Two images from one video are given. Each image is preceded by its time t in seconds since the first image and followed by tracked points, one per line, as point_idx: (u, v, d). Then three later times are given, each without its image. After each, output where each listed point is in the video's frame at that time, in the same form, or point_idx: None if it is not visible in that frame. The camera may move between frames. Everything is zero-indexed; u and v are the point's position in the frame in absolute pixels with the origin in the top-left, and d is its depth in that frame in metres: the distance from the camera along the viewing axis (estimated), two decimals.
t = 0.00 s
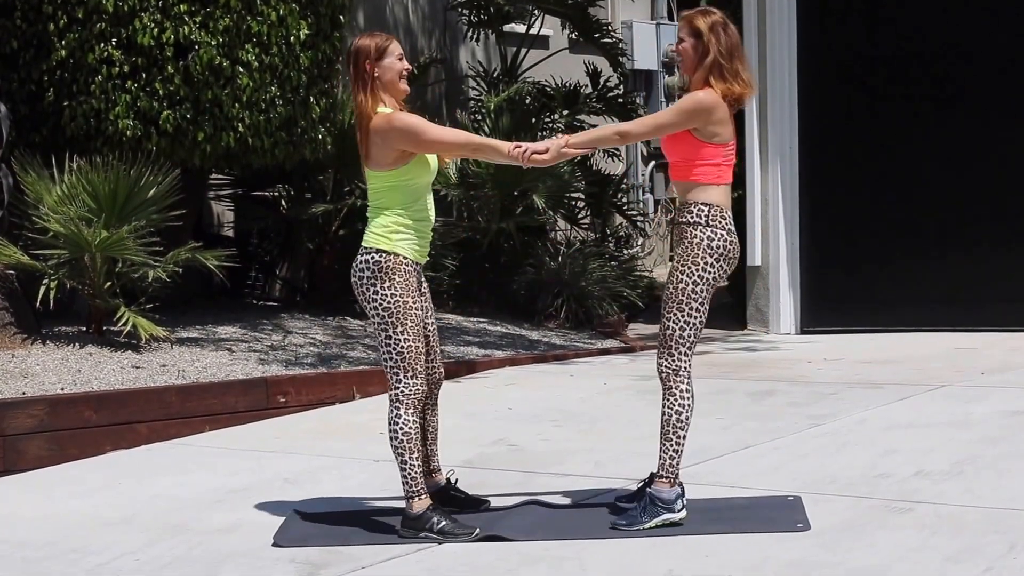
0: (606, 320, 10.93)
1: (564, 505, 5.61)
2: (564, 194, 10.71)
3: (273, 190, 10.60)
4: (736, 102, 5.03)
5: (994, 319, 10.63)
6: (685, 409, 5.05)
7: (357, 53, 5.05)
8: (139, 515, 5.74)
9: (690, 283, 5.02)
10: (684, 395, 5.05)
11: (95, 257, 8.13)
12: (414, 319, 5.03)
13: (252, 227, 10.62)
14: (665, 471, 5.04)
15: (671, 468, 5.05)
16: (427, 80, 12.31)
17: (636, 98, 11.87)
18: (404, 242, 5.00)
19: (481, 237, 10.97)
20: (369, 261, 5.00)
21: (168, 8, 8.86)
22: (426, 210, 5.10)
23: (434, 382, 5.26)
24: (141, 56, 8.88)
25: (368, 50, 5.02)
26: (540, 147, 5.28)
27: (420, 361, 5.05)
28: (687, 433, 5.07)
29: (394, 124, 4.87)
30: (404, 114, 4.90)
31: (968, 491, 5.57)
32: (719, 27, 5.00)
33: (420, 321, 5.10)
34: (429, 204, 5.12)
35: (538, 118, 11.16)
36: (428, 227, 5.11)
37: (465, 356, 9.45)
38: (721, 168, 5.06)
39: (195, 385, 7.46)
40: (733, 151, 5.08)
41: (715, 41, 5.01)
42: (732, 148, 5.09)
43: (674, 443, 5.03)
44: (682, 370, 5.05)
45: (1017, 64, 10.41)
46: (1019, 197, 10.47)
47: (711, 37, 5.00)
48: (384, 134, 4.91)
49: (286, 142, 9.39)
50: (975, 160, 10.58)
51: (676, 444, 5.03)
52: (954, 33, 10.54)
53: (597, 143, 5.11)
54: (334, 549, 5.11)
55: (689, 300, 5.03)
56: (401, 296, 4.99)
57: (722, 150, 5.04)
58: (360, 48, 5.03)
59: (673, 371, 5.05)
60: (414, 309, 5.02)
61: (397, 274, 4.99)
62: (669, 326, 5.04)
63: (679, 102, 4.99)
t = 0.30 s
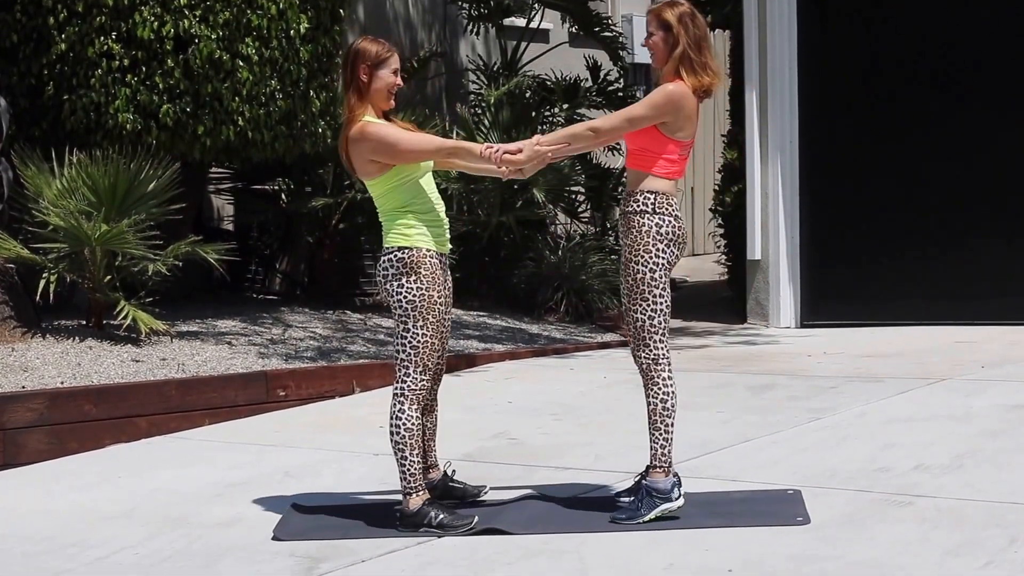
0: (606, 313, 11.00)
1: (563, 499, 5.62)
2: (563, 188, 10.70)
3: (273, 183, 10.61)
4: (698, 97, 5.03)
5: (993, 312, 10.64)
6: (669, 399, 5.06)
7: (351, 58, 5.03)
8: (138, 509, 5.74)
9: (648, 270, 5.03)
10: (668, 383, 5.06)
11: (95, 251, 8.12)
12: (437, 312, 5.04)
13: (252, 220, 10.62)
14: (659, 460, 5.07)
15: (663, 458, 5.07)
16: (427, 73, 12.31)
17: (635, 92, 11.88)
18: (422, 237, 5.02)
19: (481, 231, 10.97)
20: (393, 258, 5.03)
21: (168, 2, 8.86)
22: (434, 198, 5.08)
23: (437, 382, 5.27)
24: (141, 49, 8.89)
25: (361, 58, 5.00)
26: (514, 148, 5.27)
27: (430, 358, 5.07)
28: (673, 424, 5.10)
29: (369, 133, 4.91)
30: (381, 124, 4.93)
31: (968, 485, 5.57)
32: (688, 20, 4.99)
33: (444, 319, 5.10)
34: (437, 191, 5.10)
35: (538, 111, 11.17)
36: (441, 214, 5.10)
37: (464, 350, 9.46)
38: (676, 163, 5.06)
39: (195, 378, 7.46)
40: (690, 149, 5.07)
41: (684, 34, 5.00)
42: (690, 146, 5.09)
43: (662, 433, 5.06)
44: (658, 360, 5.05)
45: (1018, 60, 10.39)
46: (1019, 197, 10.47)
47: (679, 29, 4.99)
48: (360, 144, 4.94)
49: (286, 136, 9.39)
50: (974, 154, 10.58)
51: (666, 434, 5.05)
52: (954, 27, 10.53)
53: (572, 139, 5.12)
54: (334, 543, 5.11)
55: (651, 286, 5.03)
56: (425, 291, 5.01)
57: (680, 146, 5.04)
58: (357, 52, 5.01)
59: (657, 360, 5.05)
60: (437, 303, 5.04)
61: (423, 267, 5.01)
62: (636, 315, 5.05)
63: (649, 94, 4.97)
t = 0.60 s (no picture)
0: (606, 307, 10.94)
1: (562, 492, 5.62)
2: (564, 182, 10.76)
3: (273, 177, 10.59)
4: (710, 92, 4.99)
5: (993, 306, 10.65)
6: (670, 402, 5.03)
7: (380, 43, 5.03)
8: (138, 502, 5.75)
9: (671, 276, 5.01)
10: (666, 386, 5.03)
11: (95, 245, 8.12)
12: (400, 313, 5.00)
13: (251, 214, 10.62)
14: (664, 462, 5.06)
15: (668, 460, 5.05)
16: (427, 67, 12.30)
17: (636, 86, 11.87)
18: (388, 239, 5.01)
19: (481, 225, 10.98)
20: (352, 256, 5.02)
21: None
22: (416, 206, 5.10)
23: (437, 373, 5.25)
24: (141, 43, 8.89)
25: (390, 44, 5.00)
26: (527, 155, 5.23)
27: (420, 352, 5.04)
28: (675, 427, 5.06)
29: (384, 124, 4.88)
30: (396, 116, 4.91)
31: (968, 478, 5.58)
32: (688, 19, 4.95)
33: (416, 310, 5.08)
34: (417, 202, 5.12)
35: (538, 105, 11.17)
36: (412, 227, 5.11)
37: (464, 344, 9.46)
38: (695, 164, 5.04)
39: (195, 372, 7.46)
40: (706, 148, 5.05)
41: (684, 34, 4.96)
42: (705, 144, 5.06)
43: (664, 436, 5.03)
44: (660, 362, 5.04)
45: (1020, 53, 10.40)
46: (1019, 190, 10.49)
47: (679, 29, 4.95)
48: (372, 132, 4.91)
49: (287, 130, 9.37)
50: (974, 148, 10.60)
51: (668, 438, 5.03)
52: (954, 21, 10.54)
53: (583, 150, 5.06)
54: (333, 536, 5.12)
55: (669, 291, 5.01)
56: (386, 289, 4.99)
57: (696, 146, 5.02)
58: (386, 38, 5.01)
59: (652, 363, 5.03)
60: (399, 303, 5.00)
61: (381, 269, 4.99)
62: (651, 317, 5.04)
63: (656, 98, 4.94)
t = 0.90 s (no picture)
0: (606, 301, 10.96)
1: (562, 486, 5.63)
2: (564, 175, 10.73)
3: (273, 170, 10.60)
4: (728, 201, 5.03)
5: (993, 301, 10.66)
6: (647, 407, 4.95)
7: (411, 149, 5.04)
8: (138, 497, 5.75)
9: (705, 348, 4.96)
10: (636, 393, 4.95)
11: (95, 239, 8.13)
12: (378, 365, 5.01)
13: (252, 208, 10.63)
14: (657, 459, 5.04)
15: (663, 457, 5.04)
16: (427, 60, 12.30)
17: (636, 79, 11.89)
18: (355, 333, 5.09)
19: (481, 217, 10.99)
20: (319, 337, 5.07)
21: None
22: (394, 317, 5.18)
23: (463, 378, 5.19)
24: (141, 37, 8.89)
25: (421, 152, 5.01)
26: (541, 259, 5.24)
27: (421, 365, 5.00)
28: (657, 428, 4.99)
29: (402, 228, 4.90)
30: (413, 221, 4.93)
31: (968, 472, 5.58)
32: (697, 131, 5.01)
33: (399, 351, 5.10)
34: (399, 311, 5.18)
35: (537, 99, 11.19)
36: (383, 329, 5.18)
37: (465, 337, 9.47)
38: (730, 272, 5.05)
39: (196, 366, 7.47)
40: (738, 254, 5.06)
41: (693, 147, 5.03)
42: (734, 251, 5.08)
43: (647, 436, 4.97)
44: (639, 372, 4.95)
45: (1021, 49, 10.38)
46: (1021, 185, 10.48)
47: (689, 143, 5.02)
48: (388, 235, 4.93)
49: (287, 123, 9.36)
50: (975, 144, 10.59)
51: (650, 439, 4.97)
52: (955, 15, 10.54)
53: (599, 256, 5.05)
54: (333, 530, 5.12)
55: (693, 352, 4.97)
56: (358, 348, 5.03)
57: (727, 253, 5.03)
58: (417, 145, 5.03)
59: (621, 369, 4.94)
60: (375, 356, 5.02)
61: (347, 343, 5.04)
62: (658, 350, 4.98)
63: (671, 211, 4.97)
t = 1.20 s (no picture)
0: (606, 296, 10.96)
1: (563, 481, 5.64)
2: (564, 171, 10.66)
3: (273, 165, 10.60)
4: (737, 195, 5.03)
5: (994, 296, 10.67)
6: (644, 400, 4.94)
7: (392, 134, 5.09)
8: (138, 491, 5.76)
9: (702, 341, 4.98)
10: (633, 387, 4.94)
11: (95, 234, 8.12)
12: (378, 352, 5.01)
13: (251, 203, 10.63)
14: (656, 453, 5.04)
15: (662, 453, 5.04)
16: (427, 55, 12.29)
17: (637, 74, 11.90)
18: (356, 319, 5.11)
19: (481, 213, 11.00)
20: (320, 321, 5.09)
21: None
22: (396, 301, 5.20)
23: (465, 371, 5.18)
24: (141, 31, 8.88)
25: (403, 136, 5.07)
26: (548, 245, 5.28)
27: (420, 355, 5.00)
28: (655, 422, 4.98)
29: (402, 216, 4.92)
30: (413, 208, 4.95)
31: (968, 467, 5.60)
32: (712, 124, 5.00)
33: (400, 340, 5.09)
34: (400, 297, 5.20)
35: (537, 94, 11.17)
36: (385, 314, 5.20)
37: (465, 332, 9.48)
38: (735, 266, 5.06)
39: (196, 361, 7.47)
40: (745, 248, 5.08)
41: (707, 139, 5.02)
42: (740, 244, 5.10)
43: (643, 430, 4.96)
44: (637, 367, 4.95)
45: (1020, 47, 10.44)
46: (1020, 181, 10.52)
47: (702, 135, 5.01)
48: (392, 225, 4.94)
49: (287, 118, 9.39)
50: (975, 140, 10.62)
51: (648, 433, 4.96)
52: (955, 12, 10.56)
53: (604, 243, 5.05)
54: (333, 525, 5.13)
55: (689, 344, 4.98)
56: (361, 334, 5.04)
57: (733, 247, 5.04)
58: (398, 131, 5.08)
59: (617, 364, 4.94)
60: (376, 343, 5.02)
61: (348, 329, 5.06)
62: (655, 344, 4.99)
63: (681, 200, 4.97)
